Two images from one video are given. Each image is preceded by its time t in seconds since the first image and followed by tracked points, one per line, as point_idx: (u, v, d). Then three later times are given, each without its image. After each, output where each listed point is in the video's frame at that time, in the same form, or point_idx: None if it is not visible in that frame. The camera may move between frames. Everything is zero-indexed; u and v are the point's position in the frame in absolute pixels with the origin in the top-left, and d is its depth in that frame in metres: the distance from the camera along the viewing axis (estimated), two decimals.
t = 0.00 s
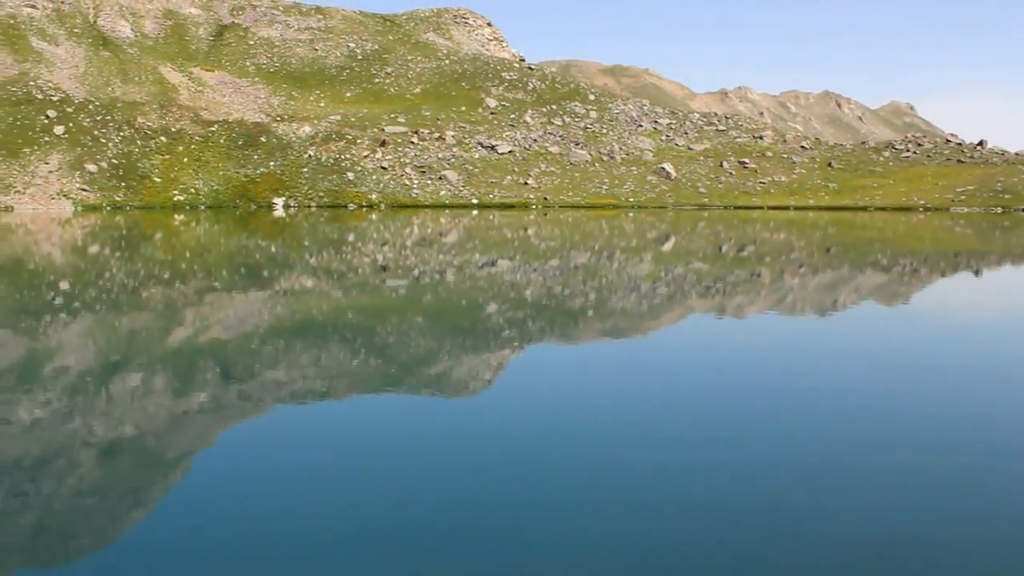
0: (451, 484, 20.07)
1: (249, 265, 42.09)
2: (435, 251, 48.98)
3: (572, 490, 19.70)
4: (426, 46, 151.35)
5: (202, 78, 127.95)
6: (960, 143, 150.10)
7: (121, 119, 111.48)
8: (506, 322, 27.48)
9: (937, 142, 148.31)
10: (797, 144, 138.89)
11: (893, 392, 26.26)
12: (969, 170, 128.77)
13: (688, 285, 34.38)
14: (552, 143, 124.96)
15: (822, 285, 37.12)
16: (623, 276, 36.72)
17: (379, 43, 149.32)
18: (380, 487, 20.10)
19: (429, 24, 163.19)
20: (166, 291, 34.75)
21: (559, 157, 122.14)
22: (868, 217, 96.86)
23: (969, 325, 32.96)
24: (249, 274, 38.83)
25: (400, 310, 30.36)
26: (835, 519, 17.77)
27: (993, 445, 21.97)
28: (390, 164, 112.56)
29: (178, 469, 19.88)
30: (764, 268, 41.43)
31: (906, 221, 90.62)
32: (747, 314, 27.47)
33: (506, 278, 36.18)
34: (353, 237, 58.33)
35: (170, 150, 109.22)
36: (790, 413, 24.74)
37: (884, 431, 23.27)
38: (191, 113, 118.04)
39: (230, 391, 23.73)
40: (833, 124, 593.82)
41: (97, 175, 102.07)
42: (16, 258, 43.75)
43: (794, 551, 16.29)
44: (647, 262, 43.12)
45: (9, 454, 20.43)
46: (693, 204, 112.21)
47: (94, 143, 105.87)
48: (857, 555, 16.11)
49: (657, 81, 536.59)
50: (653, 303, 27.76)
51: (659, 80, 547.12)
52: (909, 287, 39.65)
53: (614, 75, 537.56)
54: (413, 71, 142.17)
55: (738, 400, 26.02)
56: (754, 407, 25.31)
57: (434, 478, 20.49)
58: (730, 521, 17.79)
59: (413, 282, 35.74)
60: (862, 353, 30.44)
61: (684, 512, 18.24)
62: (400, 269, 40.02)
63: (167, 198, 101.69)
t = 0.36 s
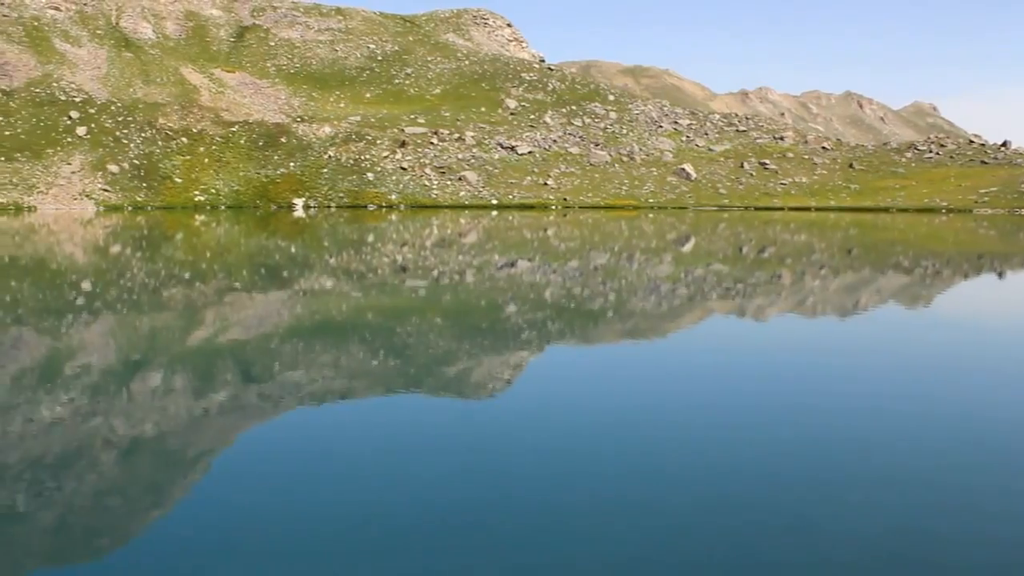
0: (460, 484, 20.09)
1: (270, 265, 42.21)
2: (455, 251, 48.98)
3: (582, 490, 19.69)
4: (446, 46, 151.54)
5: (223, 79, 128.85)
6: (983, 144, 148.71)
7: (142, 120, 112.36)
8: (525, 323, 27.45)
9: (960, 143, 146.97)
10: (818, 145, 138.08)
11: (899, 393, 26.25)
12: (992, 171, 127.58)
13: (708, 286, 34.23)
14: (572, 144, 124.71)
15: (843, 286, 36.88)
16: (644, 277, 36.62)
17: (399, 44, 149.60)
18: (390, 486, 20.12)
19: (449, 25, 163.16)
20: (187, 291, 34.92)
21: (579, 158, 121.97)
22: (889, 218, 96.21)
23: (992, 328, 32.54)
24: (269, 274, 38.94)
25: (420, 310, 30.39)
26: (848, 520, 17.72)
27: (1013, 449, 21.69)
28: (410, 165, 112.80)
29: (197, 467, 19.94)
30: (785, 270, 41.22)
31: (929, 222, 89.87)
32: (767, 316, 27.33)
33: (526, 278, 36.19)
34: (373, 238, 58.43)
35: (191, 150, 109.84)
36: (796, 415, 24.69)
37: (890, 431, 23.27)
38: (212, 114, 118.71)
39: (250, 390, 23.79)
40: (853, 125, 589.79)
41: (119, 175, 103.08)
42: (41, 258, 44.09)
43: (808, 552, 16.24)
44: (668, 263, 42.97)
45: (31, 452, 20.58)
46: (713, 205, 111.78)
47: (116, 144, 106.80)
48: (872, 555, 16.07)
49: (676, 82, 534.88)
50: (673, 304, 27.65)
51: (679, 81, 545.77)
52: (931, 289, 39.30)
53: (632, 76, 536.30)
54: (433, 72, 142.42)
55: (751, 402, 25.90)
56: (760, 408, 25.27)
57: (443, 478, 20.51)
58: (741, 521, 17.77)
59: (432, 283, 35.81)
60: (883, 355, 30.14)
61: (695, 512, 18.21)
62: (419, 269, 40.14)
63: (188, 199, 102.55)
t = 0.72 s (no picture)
0: (468, 484, 20.16)
1: (289, 265, 42.31)
2: (474, 252, 48.99)
3: (590, 490, 19.72)
4: (465, 47, 151.64)
5: (244, 80, 129.87)
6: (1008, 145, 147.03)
7: (164, 120, 113.12)
8: (545, 324, 27.41)
9: (984, 144, 145.38)
10: (839, 146, 136.97)
11: (905, 395, 26.30)
12: (1017, 172, 126.15)
13: (729, 287, 34.10)
14: (592, 145, 124.32)
15: (864, 288, 36.57)
16: (663, 278, 36.52)
17: (419, 45, 149.77)
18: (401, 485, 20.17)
19: (469, 26, 163.12)
20: (207, 291, 35.12)
21: (599, 158, 121.77)
22: (911, 220, 95.50)
23: (1014, 330, 32.14)
24: (288, 275, 39.03)
25: (439, 311, 30.39)
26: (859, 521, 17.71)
27: None
28: (430, 166, 113.02)
29: (218, 466, 20.00)
30: (806, 271, 41.01)
31: (951, 224, 89.07)
32: (787, 318, 27.13)
33: (546, 279, 36.18)
34: (392, 238, 58.51)
35: (213, 150, 110.36)
36: (804, 416, 24.67)
37: (898, 432, 23.30)
38: (233, 115, 119.22)
39: (269, 390, 23.88)
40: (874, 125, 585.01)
41: (141, 175, 103.92)
42: (64, 258, 44.38)
43: (821, 554, 16.23)
44: (687, 264, 42.83)
45: (53, 450, 20.83)
46: (733, 206, 111.17)
47: (138, 145, 107.67)
48: (884, 556, 16.10)
49: (697, 83, 532.41)
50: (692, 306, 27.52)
51: (698, 82, 543.36)
52: (954, 291, 38.96)
53: (652, 77, 534.54)
54: (453, 73, 142.65)
55: (766, 404, 25.79)
56: (767, 409, 25.24)
57: (452, 478, 20.55)
58: (752, 521, 17.77)
59: (451, 284, 35.82)
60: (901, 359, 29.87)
61: (705, 512, 18.25)
62: (438, 270, 40.10)
63: (209, 199, 103.49)
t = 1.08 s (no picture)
0: (480, 484, 20.23)
1: (315, 266, 42.47)
2: (499, 253, 49.05)
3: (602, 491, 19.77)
4: (490, 49, 151.70)
5: (270, 82, 130.73)
6: None
7: (191, 122, 113.86)
8: (568, 325, 27.41)
9: (1013, 144, 143.49)
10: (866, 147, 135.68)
11: (913, 396, 26.36)
12: None
13: (753, 289, 34.05)
14: (616, 147, 124.21)
15: (889, 290, 36.28)
16: (688, 279, 36.49)
17: (444, 47, 149.94)
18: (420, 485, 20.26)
19: (494, 28, 163.06)
20: (234, 292, 35.38)
21: (623, 160, 121.51)
22: (938, 222, 94.63)
23: None
24: (314, 275, 39.20)
25: (463, 313, 30.42)
26: (873, 522, 17.74)
27: None
28: (454, 167, 113.17)
29: (243, 466, 20.07)
30: (831, 273, 40.86)
31: (979, 226, 88.26)
32: (813, 320, 27.01)
33: (569, 281, 36.21)
34: (416, 239, 58.60)
35: (239, 152, 110.92)
36: (813, 417, 24.68)
37: (906, 432, 23.37)
38: (259, 116, 119.52)
39: (295, 390, 24.02)
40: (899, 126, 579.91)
41: (168, 177, 104.85)
42: (91, 258, 44.91)
43: (837, 556, 16.23)
44: (712, 265, 42.82)
45: (82, 449, 21.05)
46: (759, 208, 110.32)
47: (165, 146, 108.49)
48: (901, 558, 16.12)
49: (721, 84, 529.88)
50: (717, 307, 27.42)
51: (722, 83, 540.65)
52: (981, 293, 38.64)
53: (676, 78, 532.41)
54: (478, 75, 142.72)
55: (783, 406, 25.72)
56: (780, 411, 25.24)
57: (464, 479, 20.62)
58: (766, 523, 17.81)
59: (476, 285, 35.84)
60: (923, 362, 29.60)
61: (719, 514, 18.28)
62: (462, 272, 40.09)
63: (235, 202, 103.96)
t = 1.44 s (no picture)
0: (493, 484, 20.38)
1: (342, 268, 42.68)
2: (525, 255, 48.99)
3: (612, 492, 19.89)
4: (517, 51, 151.63)
5: (298, 84, 131.54)
6: None
7: (219, 124, 114.58)
8: (595, 328, 27.34)
9: None
10: (895, 149, 134.03)
11: (921, 399, 26.46)
12: None
13: (781, 292, 33.92)
14: (643, 149, 123.59)
15: (918, 294, 35.93)
16: (715, 282, 36.40)
17: (471, 48, 150.06)
18: (438, 485, 20.43)
19: (521, 29, 162.72)
20: (260, 293, 35.61)
21: (650, 162, 121.00)
22: (968, 225, 93.41)
23: None
24: (341, 277, 39.38)
25: (489, 315, 30.43)
26: (883, 524, 17.81)
27: None
28: (481, 169, 113.12)
29: (269, 466, 20.17)
30: (859, 276, 40.60)
31: (1010, 230, 86.96)
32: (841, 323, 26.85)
33: (596, 283, 36.13)
34: (444, 241, 58.68)
35: (267, 153, 111.70)
36: (822, 419, 24.76)
37: (915, 434, 23.45)
38: (287, 118, 120.27)
39: (321, 391, 24.11)
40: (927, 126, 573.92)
41: (197, 179, 105.58)
42: (122, 258, 45.72)
43: (847, 557, 16.35)
44: (739, 268, 42.69)
45: (110, 448, 21.25)
46: (786, 210, 109.06)
47: (194, 148, 109.22)
48: (914, 560, 16.17)
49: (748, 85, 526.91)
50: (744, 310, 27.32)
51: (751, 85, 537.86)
52: (1013, 296, 38.16)
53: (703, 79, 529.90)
54: (505, 77, 142.67)
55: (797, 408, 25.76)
56: (795, 413, 25.27)
57: (477, 479, 20.78)
58: (778, 525, 17.88)
59: (502, 287, 35.84)
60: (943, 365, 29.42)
61: (731, 515, 18.38)
62: (489, 274, 40.12)
63: (263, 203, 105.27)
